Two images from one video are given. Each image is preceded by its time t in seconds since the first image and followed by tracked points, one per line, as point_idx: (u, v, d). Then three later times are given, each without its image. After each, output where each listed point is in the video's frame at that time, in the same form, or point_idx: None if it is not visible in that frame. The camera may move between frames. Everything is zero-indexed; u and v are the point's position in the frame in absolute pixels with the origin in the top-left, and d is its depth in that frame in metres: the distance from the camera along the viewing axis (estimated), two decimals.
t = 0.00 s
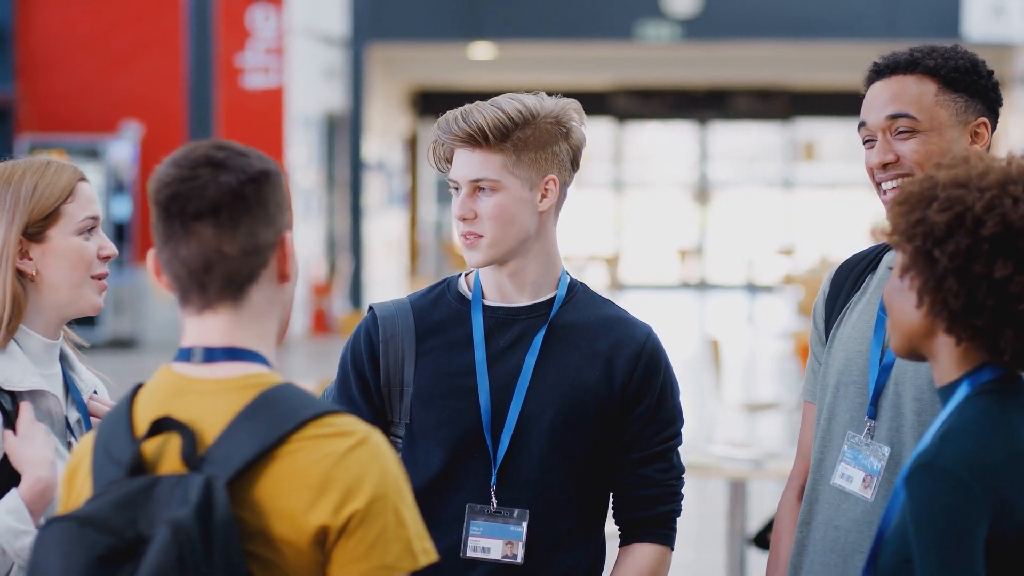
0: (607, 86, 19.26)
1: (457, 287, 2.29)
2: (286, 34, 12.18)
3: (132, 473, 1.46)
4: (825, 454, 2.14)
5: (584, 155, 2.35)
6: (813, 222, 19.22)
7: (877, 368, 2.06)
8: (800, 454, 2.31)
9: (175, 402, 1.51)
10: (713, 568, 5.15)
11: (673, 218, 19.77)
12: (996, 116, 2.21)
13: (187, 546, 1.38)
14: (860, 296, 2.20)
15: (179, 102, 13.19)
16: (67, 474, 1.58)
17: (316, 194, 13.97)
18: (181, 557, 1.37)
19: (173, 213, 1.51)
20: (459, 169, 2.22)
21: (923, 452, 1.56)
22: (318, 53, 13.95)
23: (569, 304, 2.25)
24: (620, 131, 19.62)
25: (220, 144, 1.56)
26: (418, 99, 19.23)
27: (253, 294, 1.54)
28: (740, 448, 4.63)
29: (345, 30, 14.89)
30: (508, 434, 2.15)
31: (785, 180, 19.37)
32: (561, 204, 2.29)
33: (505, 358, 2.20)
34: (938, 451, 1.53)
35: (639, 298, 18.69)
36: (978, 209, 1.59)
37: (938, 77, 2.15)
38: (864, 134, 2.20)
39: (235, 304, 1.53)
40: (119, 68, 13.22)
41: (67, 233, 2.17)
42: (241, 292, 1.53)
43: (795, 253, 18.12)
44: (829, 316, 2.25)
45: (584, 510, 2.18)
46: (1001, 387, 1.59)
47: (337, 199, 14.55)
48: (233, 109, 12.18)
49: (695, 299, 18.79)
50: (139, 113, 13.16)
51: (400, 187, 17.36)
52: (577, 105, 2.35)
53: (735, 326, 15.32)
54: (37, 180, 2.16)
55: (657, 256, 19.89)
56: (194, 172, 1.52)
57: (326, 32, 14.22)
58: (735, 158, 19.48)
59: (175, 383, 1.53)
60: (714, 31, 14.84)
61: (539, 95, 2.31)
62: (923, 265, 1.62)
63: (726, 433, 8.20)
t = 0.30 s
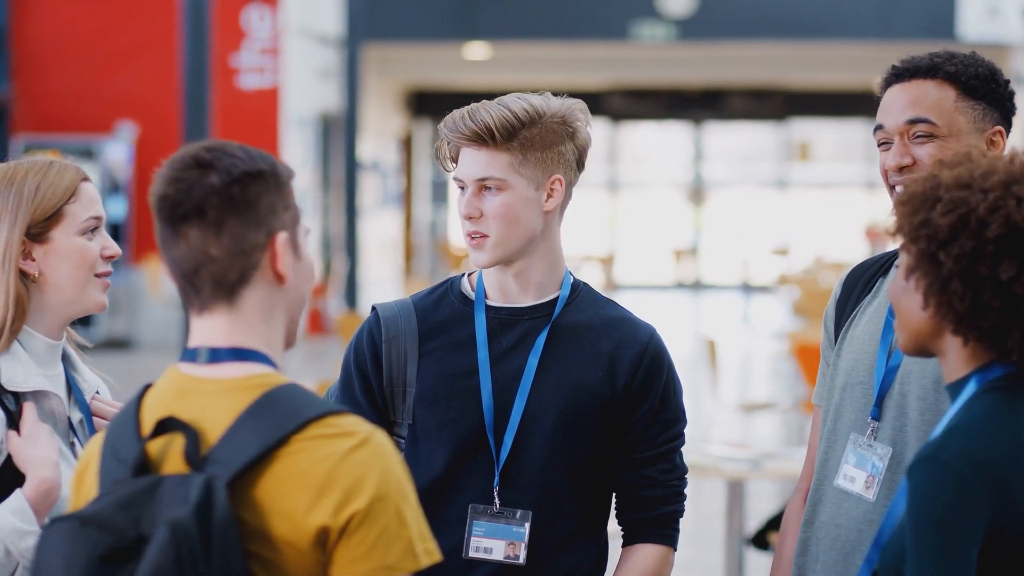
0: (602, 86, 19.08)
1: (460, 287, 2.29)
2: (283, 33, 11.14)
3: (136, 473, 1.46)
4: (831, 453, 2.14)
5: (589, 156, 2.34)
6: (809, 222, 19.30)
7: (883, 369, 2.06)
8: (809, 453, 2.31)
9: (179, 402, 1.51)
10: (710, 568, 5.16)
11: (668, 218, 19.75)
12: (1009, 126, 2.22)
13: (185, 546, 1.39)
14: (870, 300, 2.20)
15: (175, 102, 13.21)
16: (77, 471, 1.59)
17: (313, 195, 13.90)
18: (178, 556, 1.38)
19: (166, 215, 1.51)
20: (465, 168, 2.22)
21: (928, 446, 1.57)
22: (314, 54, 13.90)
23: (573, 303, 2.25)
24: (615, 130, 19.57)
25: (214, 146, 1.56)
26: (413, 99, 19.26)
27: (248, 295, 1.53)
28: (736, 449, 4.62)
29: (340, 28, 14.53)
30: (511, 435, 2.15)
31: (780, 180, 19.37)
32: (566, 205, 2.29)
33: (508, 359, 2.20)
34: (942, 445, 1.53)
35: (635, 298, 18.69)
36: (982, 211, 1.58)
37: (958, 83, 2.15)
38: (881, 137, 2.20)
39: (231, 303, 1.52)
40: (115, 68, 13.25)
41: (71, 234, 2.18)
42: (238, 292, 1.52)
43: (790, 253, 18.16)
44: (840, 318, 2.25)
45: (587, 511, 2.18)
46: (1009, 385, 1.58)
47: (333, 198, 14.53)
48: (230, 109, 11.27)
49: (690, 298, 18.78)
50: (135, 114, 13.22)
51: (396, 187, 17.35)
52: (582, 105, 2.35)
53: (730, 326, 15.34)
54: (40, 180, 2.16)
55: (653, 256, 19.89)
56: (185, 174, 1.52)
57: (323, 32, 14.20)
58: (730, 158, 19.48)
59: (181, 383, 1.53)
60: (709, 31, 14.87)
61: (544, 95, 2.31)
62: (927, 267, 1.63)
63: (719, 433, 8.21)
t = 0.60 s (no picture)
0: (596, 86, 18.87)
1: (461, 286, 2.29)
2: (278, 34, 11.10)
3: (142, 473, 1.46)
4: (833, 455, 2.15)
5: (591, 157, 2.35)
6: (802, 222, 19.42)
7: (887, 371, 2.07)
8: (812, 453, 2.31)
9: (184, 401, 1.51)
10: (706, 568, 5.15)
11: (663, 219, 19.62)
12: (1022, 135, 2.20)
13: (188, 546, 1.38)
14: (876, 303, 2.21)
15: (169, 100, 13.18)
16: (83, 469, 1.59)
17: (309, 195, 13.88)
18: (181, 556, 1.38)
19: (172, 213, 1.51)
20: (469, 164, 2.22)
21: (938, 447, 1.57)
22: (308, 54, 13.89)
23: (574, 304, 2.25)
24: (609, 130, 19.48)
25: (221, 144, 1.56)
26: (407, 99, 19.27)
27: (252, 296, 1.52)
28: (732, 448, 4.61)
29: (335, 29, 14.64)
30: (512, 435, 2.15)
31: (773, 180, 19.40)
32: (568, 205, 2.29)
33: (511, 360, 2.20)
34: (952, 445, 1.54)
35: (630, 298, 18.68)
36: (987, 216, 1.59)
37: (972, 84, 2.15)
38: (893, 133, 2.21)
39: (236, 303, 1.52)
40: (109, 67, 13.24)
41: (72, 234, 2.18)
42: (243, 292, 1.52)
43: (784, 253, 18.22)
44: (846, 321, 2.25)
45: (587, 511, 2.18)
46: (1017, 386, 1.58)
47: (328, 198, 14.51)
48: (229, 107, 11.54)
49: (685, 299, 18.76)
50: (129, 113, 13.17)
51: (390, 187, 17.32)
52: (586, 106, 2.34)
53: (725, 326, 15.35)
54: (41, 180, 2.16)
55: (647, 257, 19.87)
56: (192, 173, 1.52)
57: (317, 32, 14.17)
58: (724, 158, 19.47)
59: (186, 382, 1.52)
60: (702, 31, 14.88)
61: (549, 95, 2.31)
62: (934, 274, 1.63)
63: (714, 433, 8.22)
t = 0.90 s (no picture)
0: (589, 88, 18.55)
1: (461, 287, 2.29)
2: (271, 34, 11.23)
3: (151, 471, 1.47)
4: (836, 456, 2.15)
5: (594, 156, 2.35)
6: (794, 222, 19.41)
7: (891, 373, 2.07)
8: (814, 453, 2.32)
9: (192, 399, 1.51)
10: (703, 569, 5.15)
11: (655, 218, 19.73)
12: None
13: (197, 544, 1.38)
14: (880, 306, 2.22)
15: (164, 99, 13.07)
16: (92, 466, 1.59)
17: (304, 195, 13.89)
18: (190, 556, 1.38)
19: (179, 211, 1.51)
20: (474, 163, 2.21)
21: (952, 450, 1.57)
22: (302, 54, 13.88)
23: (576, 302, 2.25)
24: (603, 130, 19.47)
25: (227, 144, 1.56)
26: (400, 99, 19.26)
27: (259, 294, 1.52)
28: (728, 448, 4.61)
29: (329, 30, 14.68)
30: (516, 434, 2.16)
31: (767, 180, 19.40)
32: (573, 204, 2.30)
33: (513, 359, 2.21)
34: (970, 449, 1.54)
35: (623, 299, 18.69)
36: (991, 222, 1.59)
37: (971, 87, 2.16)
38: (895, 140, 2.21)
39: (243, 302, 1.52)
40: (103, 68, 13.23)
41: (73, 235, 2.17)
42: (250, 291, 1.52)
43: (777, 253, 18.21)
44: (848, 323, 2.26)
45: (590, 510, 2.18)
46: None
47: (323, 198, 14.52)
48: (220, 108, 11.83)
49: (678, 299, 18.78)
50: (125, 113, 13.15)
51: (384, 188, 17.32)
52: (587, 106, 2.35)
53: (719, 326, 15.35)
54: (42, 180, 2.16)
55: (641, 256, 19.87)
56: (199, 171, 1.52)
57: (311, 33, 14.15)
58: (717, 158, 19.47)
59: (194, 380, 1.53)
60: (695, 31, 14.89)
61: (552, 95, 2.31)
62: (941, 281, 1.64)
63: (707, 433, 8.23)
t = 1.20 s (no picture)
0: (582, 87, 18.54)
1: (457, 287, 2.29)
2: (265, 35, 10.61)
3: (158, 468, 1.47)
4: (836, 456, 2.16)
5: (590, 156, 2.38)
6: (784, 222, 19.42)
7: (889, 372, 2.09)
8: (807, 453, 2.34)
9: (197, 398, 1.52)
10: (698, 568, 5.17)
11: (647, 218, 19.75)
12: (1013, 134, 2.22)
13: (201, 540, 1.39)
14: (875, 306, 2.23)
15: (156, 100, 13.16)
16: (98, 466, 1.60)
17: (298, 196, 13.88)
18: (193, 552, 1.38)
19: (183, 214, 1.52)
20: (489, 160, 2.21)
21: (960, 447, 1.58)
22: (295, 54, 13.87)
23: (574, 301, 2.26)
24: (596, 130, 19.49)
25: (229, 145, 1.57)
26: (393, 99, 19.28)
27: (265, 297, 1.53)
28: (723, 448, 4.63)
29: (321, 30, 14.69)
30: (519, 434, 2.16)
31: (758, 180, 19.45)
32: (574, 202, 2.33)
33: (512, 359, 2.22)
34: (980, 445, 1.55)
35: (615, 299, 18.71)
36: (994, 221, 1.60)
37: (959, 89, 2.17)
38: (887, 145, 2.22)
39: (248, 304, 1.53)
40: (94, 68, 13.21)
41: (68, 236, 2.17)
42: (254, 293, 1.53)
43: (769, 253, 18.24)
44: (844, 324, 2.27)
45: (590, 510, 2.19)
46: None
47: (317, 198, 14.50)
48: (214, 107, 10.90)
49: (669, 299, 18.81)
50: (117, 113, 13.17)
51: (377, 189, 17.32)
52: (585, 105, 2.37)
53: (711, 326, 15.37)
54: (38, 181, 2.16)
55: (633, 256, 19.90)
56: (201, 173, 1.53)
57: (303, 32, 14.13)
58: (710, 158, 19.48)
59: (200, 379, 1.53)
60: (688, 31, 14.92)
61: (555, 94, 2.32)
62: (946, 280, 1.65)
63: (700, 433, 8.24)
